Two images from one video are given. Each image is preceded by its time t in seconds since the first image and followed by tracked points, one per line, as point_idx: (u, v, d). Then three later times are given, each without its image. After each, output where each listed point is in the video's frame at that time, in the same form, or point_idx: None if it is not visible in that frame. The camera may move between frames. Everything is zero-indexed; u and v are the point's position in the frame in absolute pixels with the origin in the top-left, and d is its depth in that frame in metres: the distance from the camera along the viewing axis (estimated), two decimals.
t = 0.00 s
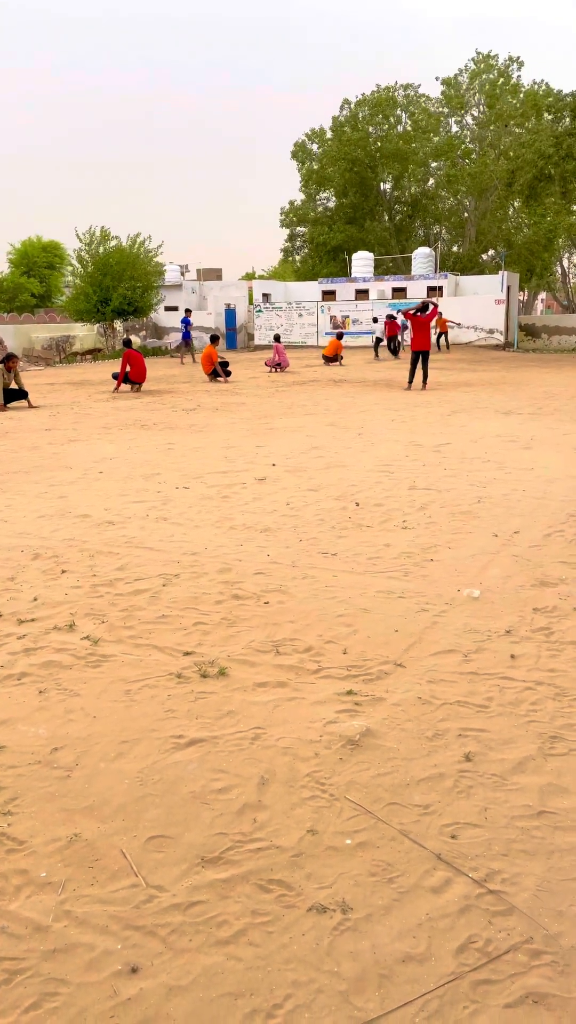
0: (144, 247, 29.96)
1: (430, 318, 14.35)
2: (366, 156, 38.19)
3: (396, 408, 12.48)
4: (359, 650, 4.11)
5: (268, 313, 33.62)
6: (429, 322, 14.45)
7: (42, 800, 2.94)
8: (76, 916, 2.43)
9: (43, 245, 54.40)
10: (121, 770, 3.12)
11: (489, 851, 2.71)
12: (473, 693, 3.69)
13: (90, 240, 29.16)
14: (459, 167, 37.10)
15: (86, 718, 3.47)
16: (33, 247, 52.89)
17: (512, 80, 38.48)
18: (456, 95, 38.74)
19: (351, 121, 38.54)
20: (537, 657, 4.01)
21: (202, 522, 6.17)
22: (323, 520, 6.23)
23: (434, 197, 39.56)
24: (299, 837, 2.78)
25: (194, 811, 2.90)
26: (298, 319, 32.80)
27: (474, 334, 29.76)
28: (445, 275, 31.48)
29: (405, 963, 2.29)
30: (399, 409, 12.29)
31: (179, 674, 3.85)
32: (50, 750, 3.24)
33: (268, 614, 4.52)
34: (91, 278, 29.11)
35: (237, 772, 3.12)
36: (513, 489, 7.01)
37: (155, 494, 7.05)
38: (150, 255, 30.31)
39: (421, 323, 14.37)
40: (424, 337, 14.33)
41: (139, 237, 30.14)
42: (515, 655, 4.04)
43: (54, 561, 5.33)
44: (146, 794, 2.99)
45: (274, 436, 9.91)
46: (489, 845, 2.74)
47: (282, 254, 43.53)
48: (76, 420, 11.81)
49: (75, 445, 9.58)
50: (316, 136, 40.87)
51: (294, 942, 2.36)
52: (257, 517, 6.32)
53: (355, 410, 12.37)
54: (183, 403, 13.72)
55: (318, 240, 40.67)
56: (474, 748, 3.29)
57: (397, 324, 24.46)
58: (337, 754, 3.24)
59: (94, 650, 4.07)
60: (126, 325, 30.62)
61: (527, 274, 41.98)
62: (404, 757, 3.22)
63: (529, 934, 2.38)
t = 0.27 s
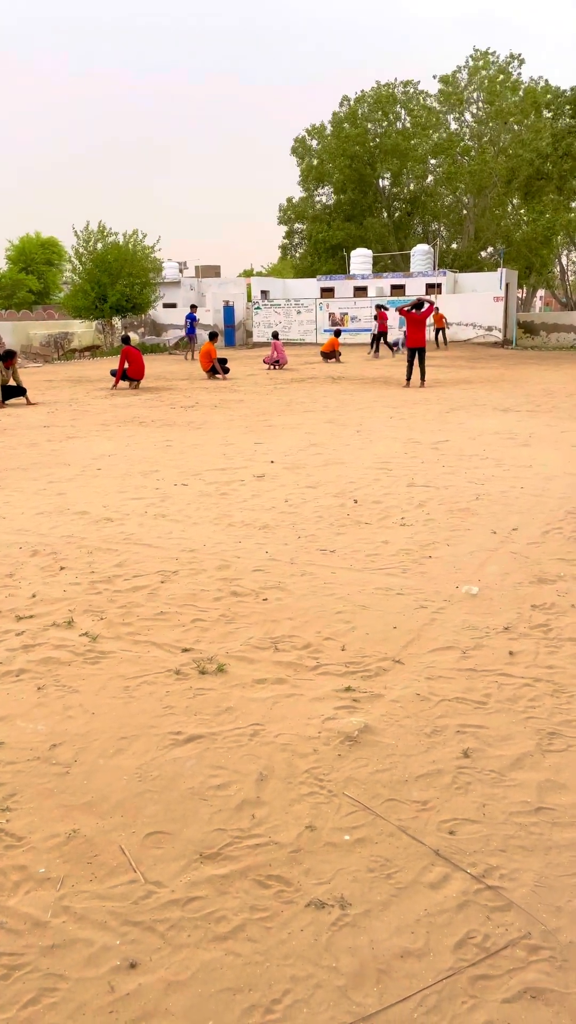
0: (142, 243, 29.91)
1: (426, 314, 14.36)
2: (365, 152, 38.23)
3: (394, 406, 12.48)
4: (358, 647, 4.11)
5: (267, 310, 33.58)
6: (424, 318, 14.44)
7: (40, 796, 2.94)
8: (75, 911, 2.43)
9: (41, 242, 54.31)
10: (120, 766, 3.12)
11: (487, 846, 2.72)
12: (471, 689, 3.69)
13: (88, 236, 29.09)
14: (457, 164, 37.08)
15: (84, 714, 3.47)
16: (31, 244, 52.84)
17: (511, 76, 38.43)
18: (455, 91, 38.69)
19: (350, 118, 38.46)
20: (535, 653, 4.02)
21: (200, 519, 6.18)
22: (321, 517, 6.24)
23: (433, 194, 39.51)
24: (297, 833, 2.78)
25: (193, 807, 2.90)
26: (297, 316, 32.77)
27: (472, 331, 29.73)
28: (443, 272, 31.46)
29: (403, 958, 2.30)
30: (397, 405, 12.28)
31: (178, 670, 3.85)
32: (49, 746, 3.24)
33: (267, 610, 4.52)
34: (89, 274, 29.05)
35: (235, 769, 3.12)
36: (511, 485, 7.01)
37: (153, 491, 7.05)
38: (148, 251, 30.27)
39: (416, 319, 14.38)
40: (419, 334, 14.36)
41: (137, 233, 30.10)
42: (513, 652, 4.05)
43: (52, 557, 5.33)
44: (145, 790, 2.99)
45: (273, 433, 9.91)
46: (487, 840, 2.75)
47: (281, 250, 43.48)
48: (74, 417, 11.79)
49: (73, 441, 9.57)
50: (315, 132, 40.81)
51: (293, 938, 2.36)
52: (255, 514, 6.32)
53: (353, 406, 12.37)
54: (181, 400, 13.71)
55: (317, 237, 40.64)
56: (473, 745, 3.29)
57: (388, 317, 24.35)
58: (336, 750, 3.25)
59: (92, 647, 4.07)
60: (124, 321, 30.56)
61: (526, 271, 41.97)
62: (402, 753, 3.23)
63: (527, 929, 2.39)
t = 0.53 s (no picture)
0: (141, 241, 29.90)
1: (424, 312, 14.34)
2: (364, 150, 38.31)
3: (393, 404, 12.48)
4: (357, 645, 4.12)
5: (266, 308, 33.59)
6: (423, 316, 14.42)
7: (40, 794, 2.94)
8: (74, 908, 2.44)
9: (40, 239, 54.28)
10: (119, 764, 3.12)
11: (485, 844, 2.72)
12: (470, 687, 3.70)
13: (86, 234, 29.06)
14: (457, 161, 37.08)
15: (83, 711, 3.48)
16: (30, 242, 52.87)
17: (510, 74, 38.40)
18: (455, 90, 38.65)
19: (349, 115, 38.42)
20: (534, 651, 4.02)
21: (200, 517, 6.17)
22: (320, 515, 6.24)
23: (432, 192, 39.48)
24: (296, 831, 2.79)
25: (192, 805, 2.91)
26: (296, 314, 32.75)
27: (472, 329, 29.73)
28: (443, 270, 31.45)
29: (403, 956, 2.30)
30: (396, 404, 12.28)
31: (177, 668, 3.85)
32: (48, 744, 3.24)
33: (266, 608, 4.52)
34: (88, 272, 29.02)
35: (235, 766, 3.13)
36: (510, 484, 7.02)
37: (153, 488, 7.05)
38: (147, 249, 30.24)
39: (414, 318, 14.36)
40: (417, 332, 14.35)
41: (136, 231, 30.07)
42: (512, 649, 4.05)
43: (51, 555, 5.32)
44: (144, 788, 2.99)
45: (272, 432, 9.90)
46: (485, 838, 2.75)
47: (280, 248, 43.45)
48: (73, 415, 11.78)
49: (72, 440, 9.56)
50: (314, 130, 40.82)
51: (292, 935, 2.37)
52: (255, 512, 6.32)
53: (352, 405, 12.37)
54: (180, 399, 13.69)
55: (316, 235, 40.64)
56: (472, 742, 3.29)
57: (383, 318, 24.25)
58: (335, 747, 3.25)
59: (91, 645, 4.07)
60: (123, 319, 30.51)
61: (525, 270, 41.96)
62: (401, 750, 3.23)
63: (525, 926, 2.39)
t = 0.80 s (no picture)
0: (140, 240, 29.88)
1: (424, 311, 14.36)
2: (363, 149, 38.29)
3: (393, 403, 12.47)
4: (356, 644, 4.11)
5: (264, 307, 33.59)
6: (422, 315, 14.43)
7: (39, 792, 2.94)
8: (74, 906, 2.44)
9: (39, 239, 54.32)
10: (118, 762, 3.12)
11: (484, 842, 2.73)
12: (469, 685, 3.70)
13: (85, 233, 29.04)
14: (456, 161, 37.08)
15: (82, 710, 3.48)
16: (28, 242, 52.86)
17: (509, 74, 38.45)
18: (454, 89, 38.69)
19: (348, 115, 38.43)
20: (533, 650, 4.02)
21: (199, 516, 6.17)
22: (319, 514, 6.23)
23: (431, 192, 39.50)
24: (296, 829, 2.79)
25: (191, 803, 2.91)
26: (295, 313, 32.74)
27: (471, 328, 29.72)
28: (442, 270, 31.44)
29: (402, 953, 2.30)
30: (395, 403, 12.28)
31: (176, 666, 3.85)
32: (48, 742, 3.24)
33: (265, 607, 4.52)
34: (87, 271, 28.99)
35: (234, 764, 3.13)
36: (509, 483, 7.02)
37: (152, 487, 7.04)
38: (146, 248, 30.22)
39: (414, 317, 14.38)
40: (417, 331, 14.37)
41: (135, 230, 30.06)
42: (511, 648, 4.05)
43: (50, 554, 5.32)
44: (143, 785, 2.99)
45: (271, 431, 9.89)
46: (484, 836, 2.75)
47: (279, 248, 43.46)
48: (72, 413, 11.78)
49: (71, 439, 9.55)
50: (314, 129, 40.83)
51: (291, 933, 2.37)
52: (254, 511, 6.31)
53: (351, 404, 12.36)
54: (179, 397, 13.68)
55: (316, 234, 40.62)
56: (471, 741, 3.30)
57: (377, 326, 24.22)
58: (334, 746, 3.25)
59: (91, 643, 4.06)
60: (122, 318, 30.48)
61: (525, 269, 41.97)
62: (401, 749, 3.23)
63: (524, 924, 2.40)
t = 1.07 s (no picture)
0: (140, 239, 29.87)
1: (424, 311, 14.36)
2: (362, 149, 38.23)
3: (392, 403, 12.48)
4: (356, 644, 4.12)
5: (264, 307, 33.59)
6: (423, 315, 14.43)
7: (40, 792, 2.94)
8: (74, 906, 2.44)
9: (39, 238, 54.32)
10: (119, 762, 3.13)
11: (484, 842, 2.73)
12: (469, 685, 3.71)
13: (85, 232, 29.03)
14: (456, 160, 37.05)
15: (83, 709, 3.48)
16: (28, 240, 52.84)
17: (509, 74, 38.44)
18: (454, 88, 38.68)
19: (348, 115, 38.39)
20: (533, 650, 4.03)
21: (198, 516, 6.17)
22: (319, 514, 6.23)
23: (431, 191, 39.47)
24: (296, 829, 2.79)
25: (191, 803, 2.91)
26: (295, 312, 32.74)
27: (471, 328, 29.70)
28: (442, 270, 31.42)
29: (402, 953, 2.31)
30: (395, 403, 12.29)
31: (176, 666, 3.86)
32: (48, 742, 3.25)
33: (265, 607, 4.52)
34: (87, 270, 28.99)
35: (234, 764, 3.13)
36: (509, 482, 7.03)
37: (152, 487, 7.05)
38: (146, 247, 30.22)
39: (415, 316, 14.38)
40: (419, 330, 14.34)
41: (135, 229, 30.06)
42: (511, 648, 4.06)
43: (50, 554, 5.33)
44: (143, 785, 2.99)
45: (271, 431, 9.89)
46: (484, 836, 2.76)
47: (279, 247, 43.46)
48: (72, 413, 11.78)
49: (71, 438, 9.55)
50: (313, 129, 40.80)
51: (291, 932, 2.38)
52: (254, 511, 6.32)
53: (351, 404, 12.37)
54: (179, 397, 13.68)
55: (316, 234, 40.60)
56: (470, 741, 3.30)
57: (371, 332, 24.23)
58: (334, 746, 3.25)
59: (91, 643, 4.07)
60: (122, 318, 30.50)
61: (525, 268, 41.97)
62: (400, 749, 3.24)
63: (524, 923, 2.40)
